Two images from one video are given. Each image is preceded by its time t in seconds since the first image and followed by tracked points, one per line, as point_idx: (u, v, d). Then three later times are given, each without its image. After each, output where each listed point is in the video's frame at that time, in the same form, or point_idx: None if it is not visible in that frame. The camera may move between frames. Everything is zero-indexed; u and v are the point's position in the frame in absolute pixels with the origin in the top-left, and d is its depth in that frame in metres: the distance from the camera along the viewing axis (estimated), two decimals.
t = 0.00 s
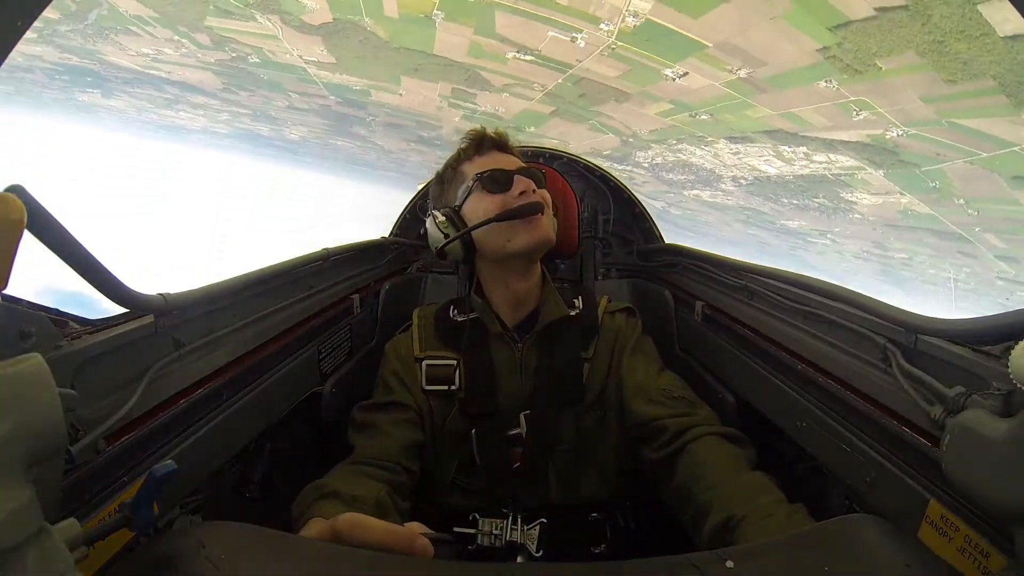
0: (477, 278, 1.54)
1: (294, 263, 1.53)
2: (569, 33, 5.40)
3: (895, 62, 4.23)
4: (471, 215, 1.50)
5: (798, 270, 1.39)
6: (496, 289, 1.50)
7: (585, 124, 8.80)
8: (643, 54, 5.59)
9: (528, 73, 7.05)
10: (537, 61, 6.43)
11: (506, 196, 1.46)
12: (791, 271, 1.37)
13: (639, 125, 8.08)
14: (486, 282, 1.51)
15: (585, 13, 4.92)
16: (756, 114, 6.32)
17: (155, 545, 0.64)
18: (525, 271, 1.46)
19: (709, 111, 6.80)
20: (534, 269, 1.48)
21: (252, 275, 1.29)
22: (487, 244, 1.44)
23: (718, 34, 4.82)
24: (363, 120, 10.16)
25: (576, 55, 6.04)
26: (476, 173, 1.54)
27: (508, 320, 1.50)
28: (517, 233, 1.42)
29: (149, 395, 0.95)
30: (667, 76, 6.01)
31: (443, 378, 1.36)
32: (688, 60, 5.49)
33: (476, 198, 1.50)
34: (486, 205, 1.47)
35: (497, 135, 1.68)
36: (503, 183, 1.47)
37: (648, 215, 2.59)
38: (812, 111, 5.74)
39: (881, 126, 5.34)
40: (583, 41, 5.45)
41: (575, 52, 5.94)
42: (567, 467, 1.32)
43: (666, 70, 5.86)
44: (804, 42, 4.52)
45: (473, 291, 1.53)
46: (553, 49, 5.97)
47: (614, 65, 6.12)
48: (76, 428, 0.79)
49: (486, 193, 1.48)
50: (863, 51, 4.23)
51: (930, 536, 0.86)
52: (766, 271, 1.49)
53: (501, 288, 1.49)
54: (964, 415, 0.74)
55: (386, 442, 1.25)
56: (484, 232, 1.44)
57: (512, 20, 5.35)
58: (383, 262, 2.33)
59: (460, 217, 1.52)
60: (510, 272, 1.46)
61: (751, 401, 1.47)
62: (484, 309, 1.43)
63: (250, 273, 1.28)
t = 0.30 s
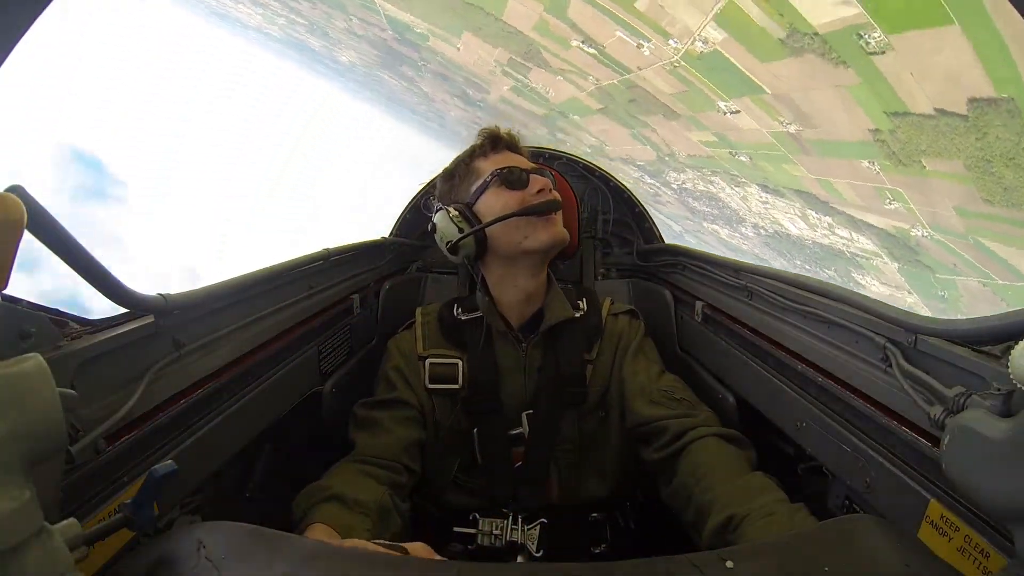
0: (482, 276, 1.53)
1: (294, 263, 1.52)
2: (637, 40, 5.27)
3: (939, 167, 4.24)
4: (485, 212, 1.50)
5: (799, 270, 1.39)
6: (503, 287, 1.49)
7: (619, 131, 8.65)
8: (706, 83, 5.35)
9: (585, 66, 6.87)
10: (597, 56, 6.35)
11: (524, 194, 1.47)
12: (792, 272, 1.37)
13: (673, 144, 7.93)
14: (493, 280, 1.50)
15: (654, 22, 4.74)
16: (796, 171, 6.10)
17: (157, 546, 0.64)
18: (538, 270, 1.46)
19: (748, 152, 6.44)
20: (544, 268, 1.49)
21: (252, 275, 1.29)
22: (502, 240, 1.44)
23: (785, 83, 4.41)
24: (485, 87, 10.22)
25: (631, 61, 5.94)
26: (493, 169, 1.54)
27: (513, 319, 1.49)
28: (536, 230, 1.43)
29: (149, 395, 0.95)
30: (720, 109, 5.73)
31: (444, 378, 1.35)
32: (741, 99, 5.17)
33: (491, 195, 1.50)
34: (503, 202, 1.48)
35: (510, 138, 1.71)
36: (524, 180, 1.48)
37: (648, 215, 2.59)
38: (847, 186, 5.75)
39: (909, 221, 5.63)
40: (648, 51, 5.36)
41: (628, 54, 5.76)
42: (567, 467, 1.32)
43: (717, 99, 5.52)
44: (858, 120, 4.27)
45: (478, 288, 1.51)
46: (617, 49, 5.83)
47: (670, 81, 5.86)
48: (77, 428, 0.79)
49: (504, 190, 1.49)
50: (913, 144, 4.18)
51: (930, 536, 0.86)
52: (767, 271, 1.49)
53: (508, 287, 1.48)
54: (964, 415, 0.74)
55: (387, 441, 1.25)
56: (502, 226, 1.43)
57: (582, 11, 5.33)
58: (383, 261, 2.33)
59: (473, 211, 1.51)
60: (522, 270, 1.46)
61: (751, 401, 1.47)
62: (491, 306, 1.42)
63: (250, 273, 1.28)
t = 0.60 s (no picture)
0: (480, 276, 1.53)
1: (295, 263, 1.52)
2: (708, 69, 6.07)
3: (955, 286, 4.75)
4: (481, 210, 1.50)
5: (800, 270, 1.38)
6: (502, 285, 1.49)
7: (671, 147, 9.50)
8: (760, 129, 6.20)
9: (652, 77, 7.76)
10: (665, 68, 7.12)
11: (520, 190, 1.48)
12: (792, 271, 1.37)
13: (716, 180, 8.47)
14: (491, 280, 1.50)
15: (728, 58, 5.49)
16: (820, 243, 6.65)
17: (156, 545, 0.64)
18: (536, 268, 1.46)
19: (784, 210, 7.01)
20: (543, 265, 1.49)
21: (253, 275, 1.29)
22: (499, 238, 1.44)
23: (837, 158, 5.08)
24: (553, 38, 10.59)
25: (696, 79, 6.63)
26: (487, 168, 1.55)
27: (513, 317, 1.49)
28: (531, 227, 1.43)
29: (149, 395, 0.95)
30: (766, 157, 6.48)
31: (444, 378, 1.35)
32: (789, 157, 5.85)
33: (487, 194, 1.50)
34: (498, 199, 1.48)
35: (505, 137, 1.71)
36: (517, 177, 1.48)
37: (648, 215, 2.60)
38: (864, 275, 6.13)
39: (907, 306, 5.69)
40: (716, 81, 6.16)
41: (700, 80, 6.50)
42: (567, 467, 1.32)
43: (768, 150, 6.28)
44: (895, 220, 4.95)
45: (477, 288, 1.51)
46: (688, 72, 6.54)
47: (728, 118, 6.67)
48: (77, 428, 0.79)
49: (499, 188, 1.49)
50: (936, 257, 4.72)
51: (931, 536, 0.86)
52: (768, 273, 1.47)
53: (506, 286, 1.48)
54: (964, 414, 0.74)
55: (387, 441, 1.25)
56: (498, 224, 1.44)
57: (664, 24, 6.11)
58: (384, 262, 2.33)
59: (469, 210, 1.51)
60: (521, 268, 1.46)
61: (752, 401, 1.46)
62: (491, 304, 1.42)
63: (251, 274, 1.28)
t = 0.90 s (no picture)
0: (478, 275, 1.53)
1: (294, 264, 1.52)
2: (766, 112, 5.55)
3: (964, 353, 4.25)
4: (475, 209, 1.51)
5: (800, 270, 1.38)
6: (502, 283, 1.49)
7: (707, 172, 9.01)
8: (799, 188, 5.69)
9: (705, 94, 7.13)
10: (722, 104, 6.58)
11: (513, 186, 1.49)
12: (792, 272, 1.36)
13: (739, 219, 8.22)
14: (490, 278, 1.50)
15: (788, 111, 5.03)
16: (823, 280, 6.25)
17: (157, 545, 0.65)
18: (534, 262, 1.47)
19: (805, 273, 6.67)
20: (540, 259, 1.50)
21: (252, 275, 1.28)
22: (495, 234, 1.45)
23: (864, 239, 4.73)
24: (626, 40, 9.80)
25: (749, 125, 6.10)
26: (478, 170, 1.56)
27: (513, 314, 1.48)
28: (527, 218, 1.45)
29: (148, 396, 0.94)
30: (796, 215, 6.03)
31: (444, 378, 1.35)
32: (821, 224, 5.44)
33: (480, 193, 1.51)
34: (492, 197, 1.49)
35: (493, 144, 1.73)
36: (508, 173, 1.50)
37: (648, 215, 2.60)
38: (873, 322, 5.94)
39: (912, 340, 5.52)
40: (768, 129, 5.70)
41: (754, 123, 5.94)
42: (567, 468, 1.32)
43: (802, 211, 5.84)
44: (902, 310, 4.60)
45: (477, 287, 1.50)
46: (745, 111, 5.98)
47: (771, 168, 6.12)
48: (76, 428, 0.79)
49: (491, 186, 1.51)
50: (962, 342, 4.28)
51: (931, 537, 0.86)
52: (767, 274, 1.46)
53: (505, 282, 1.48)
54: (965, 415, 0.74)
55: (387, 442, 1.25)
56: (494, 219, 1.45)
57: (735, 60, 5.57)
58: (383, 262, 2.32)
59: (464, 211, 1.52)
60: (518, 262, 1.47)
61: (752, 401, 1.46)
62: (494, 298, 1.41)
63: (250, 274, 1.28)
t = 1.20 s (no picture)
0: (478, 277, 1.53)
1: (294, 264, 1.51)
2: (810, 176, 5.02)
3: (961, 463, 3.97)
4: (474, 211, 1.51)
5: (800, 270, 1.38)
6: (502, 284, 1.49)
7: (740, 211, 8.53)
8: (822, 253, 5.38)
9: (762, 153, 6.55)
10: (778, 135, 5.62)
11: (512, 187, 1.49)
12: (792, 272, 1.36)
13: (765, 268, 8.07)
14: (491, 279, 1.50)
15: (832, 181, 4.51)
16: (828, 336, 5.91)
17: (156, 544, 0.65)
18: (534, 262, 1.48)
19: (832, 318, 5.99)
20: (540, 260, 1.50)
21: (253, 276, 1.28)
22: (495, 235, 1.45)
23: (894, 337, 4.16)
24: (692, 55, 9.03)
25: (794, 180, 5.58)
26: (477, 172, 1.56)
27: (514, 315, 1.48)
28: (526, 220, 1.45)
29: (147, 397, 0.94)
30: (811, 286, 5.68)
31: (445, 378, 1.35)
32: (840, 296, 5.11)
33: (479, 195, 1.51)
34: (491, 198, 1.49)
35: (491, 144, 1.73)
36: (507, 175, 1.50)
37: (648, 215, 2.61)
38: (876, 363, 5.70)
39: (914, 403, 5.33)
40: (808, 192, 5.20)
41: (798, 184, 5.46)
42: (567, 467, 1.33)
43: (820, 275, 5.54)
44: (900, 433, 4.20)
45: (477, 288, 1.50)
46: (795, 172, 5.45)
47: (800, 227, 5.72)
48: (75, 428, 0.79)
49: (490, 188, 1.51)
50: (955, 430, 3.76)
51: (931, 536, 0.86)
52: (767, 273, 1.46)
53: (506, 283, 1.48)
54: (965, 414, 0.74)
55: (387, 444, 1.25)
56: (494, 223, 1.45)
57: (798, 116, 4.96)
58: (383, 262, 2.32)
59: (463, 214, 1.52)
60: (518, 263, 1.47)
61: (752, 401, 1.47)
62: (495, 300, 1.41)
63: (250, 274, 1.28)
